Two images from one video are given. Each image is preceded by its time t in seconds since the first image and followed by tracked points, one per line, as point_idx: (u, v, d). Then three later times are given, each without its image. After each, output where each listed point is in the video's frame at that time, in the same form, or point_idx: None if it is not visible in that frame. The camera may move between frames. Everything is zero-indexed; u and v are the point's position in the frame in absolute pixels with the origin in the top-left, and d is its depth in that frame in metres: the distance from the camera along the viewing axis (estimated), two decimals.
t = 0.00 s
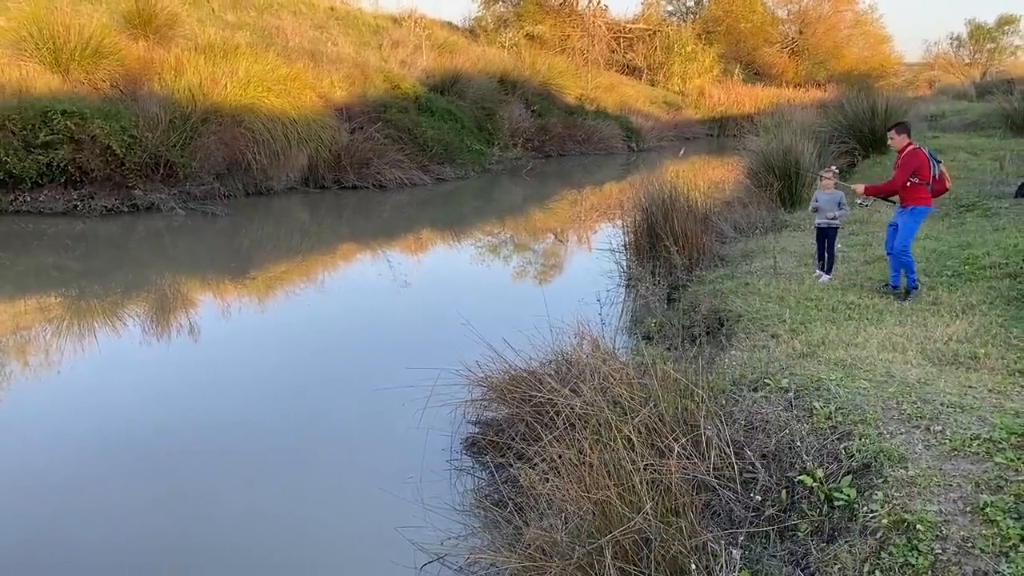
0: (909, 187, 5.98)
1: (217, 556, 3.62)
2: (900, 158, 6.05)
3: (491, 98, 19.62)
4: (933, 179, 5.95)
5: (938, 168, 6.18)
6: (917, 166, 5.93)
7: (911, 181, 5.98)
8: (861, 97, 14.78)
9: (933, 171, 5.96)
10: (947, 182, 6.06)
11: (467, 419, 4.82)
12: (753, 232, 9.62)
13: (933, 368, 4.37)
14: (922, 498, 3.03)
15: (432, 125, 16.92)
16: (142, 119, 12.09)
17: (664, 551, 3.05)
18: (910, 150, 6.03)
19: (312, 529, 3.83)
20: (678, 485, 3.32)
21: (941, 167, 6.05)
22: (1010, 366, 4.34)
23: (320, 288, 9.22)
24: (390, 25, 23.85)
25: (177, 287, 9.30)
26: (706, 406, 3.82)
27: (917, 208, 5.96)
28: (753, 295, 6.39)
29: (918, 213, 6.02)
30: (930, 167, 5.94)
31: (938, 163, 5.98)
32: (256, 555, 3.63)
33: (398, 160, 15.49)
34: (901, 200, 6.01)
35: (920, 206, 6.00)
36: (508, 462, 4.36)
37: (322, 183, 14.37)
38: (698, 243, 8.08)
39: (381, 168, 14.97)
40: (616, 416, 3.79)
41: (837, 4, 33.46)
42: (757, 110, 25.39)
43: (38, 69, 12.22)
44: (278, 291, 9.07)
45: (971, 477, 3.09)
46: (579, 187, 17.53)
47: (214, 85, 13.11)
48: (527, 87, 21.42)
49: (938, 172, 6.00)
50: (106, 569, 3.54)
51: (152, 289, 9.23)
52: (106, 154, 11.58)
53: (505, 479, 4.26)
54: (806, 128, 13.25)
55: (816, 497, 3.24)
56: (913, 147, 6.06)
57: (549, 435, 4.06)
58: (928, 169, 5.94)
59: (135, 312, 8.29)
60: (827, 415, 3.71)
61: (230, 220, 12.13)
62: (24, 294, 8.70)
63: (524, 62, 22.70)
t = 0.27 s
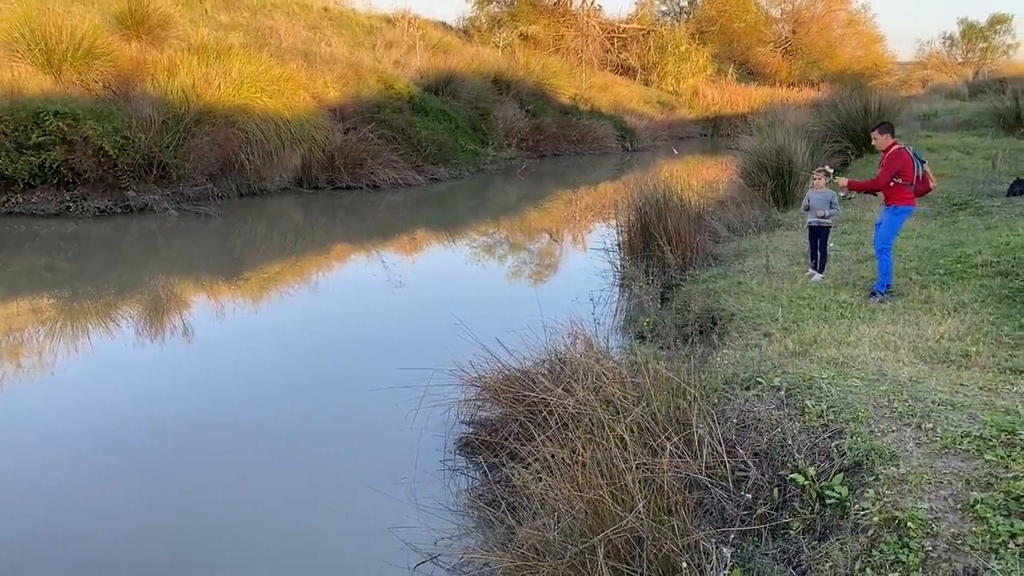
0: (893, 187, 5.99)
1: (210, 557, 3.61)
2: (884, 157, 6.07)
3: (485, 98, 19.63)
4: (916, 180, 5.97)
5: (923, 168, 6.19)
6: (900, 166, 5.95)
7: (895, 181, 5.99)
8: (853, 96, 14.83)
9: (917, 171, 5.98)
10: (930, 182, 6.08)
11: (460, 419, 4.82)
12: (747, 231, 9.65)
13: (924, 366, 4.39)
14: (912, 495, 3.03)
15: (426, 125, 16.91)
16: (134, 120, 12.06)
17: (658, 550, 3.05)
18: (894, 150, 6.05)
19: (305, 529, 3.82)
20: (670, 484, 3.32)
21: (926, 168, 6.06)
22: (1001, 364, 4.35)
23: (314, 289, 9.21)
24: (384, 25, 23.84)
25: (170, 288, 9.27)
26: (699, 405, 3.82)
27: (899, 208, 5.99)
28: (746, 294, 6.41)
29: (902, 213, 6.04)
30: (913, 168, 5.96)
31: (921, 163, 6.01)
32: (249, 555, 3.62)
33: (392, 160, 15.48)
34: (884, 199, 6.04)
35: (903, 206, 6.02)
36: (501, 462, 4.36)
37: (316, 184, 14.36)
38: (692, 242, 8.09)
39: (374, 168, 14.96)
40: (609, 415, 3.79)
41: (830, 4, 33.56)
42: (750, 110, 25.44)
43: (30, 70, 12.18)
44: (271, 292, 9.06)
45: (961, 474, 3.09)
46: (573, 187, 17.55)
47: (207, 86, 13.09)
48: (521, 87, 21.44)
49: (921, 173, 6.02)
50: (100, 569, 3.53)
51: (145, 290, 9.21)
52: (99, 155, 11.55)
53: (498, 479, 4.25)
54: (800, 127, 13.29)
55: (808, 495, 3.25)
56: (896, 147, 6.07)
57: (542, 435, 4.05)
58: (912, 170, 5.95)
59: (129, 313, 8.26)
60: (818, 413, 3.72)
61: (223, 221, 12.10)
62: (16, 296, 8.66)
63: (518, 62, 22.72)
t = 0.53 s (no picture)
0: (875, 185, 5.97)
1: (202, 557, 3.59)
2: (866, 155, 6.05)
3: (478, 96, 19.59)
4: (898, 177, 5.95)
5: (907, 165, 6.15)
6: (882, 164, 5.93)
7: (877, 178, 5.97)
8: (845, 93, 14.85)
9: (899, 168, 5.95)
10: (914, 178, 6.04)
11: (452, 417, 4.80)
12: (739, 228, 9.66)
13: (915, 362, 4.39)
14: (903, 491, 3.03)
15: (419, 123, 16.88)
16: (125, 119, 11.99)
17: (649, 547, 3.04)
18: (876, 147, 6.03)
19: (298, 529, 3.80)
20: (661, 481, 3.31)
21: (908, 164, 6.03)
22: (991, 359, 4.36)
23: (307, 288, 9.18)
24: (376, 23, 23.78)
25: (162, 288, 9.22)
26: (689, 402, 3.82)
27: (882, 205, 5.95)
28: (738, 291, 6.42)
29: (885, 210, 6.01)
30: (895, 165, 5.94)
31: (904, 160, 5.98)
32: (242, 555, 3.60)
33: (384, 159, 15.44)
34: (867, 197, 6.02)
35: (887, 204, 5.99)
36: (492, 461, 4.35)
37: (309, 183, 14.32)
38: (684, 239, 8.10)
39: (367, 167, 14.92)
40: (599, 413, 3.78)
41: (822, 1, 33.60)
42: (743, 107, 25.45)
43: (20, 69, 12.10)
44: (264, 291, 9.02)
45: (951, 470, 3.08)
46: (566, 184, 17.54)
47: (198, 85, 13.03)
48: (514, 85, 21.41)
49: (903, 170, 5.99)
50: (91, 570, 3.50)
51: (137, 290, 9.16)
52: (90, 155, 11.49)
53: (490, 477, 4.24)
54: (792, 124, 13.30)
55: (798, 491, 3.25)
56: (878, 144, 6.05)
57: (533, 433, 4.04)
58: (893, 167, 5.93)
59: (121, 313, 8.21)
60: (809, 409, 3.72)
61: (216, 221, 12.06)
62: (7, 297, 8.61)
63: (511, 60, 22.69)
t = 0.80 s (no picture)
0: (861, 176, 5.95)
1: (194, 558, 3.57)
2: (849, 148, 6.05)
3: (470, 92, 19.55)
4: (882, 168, 5.95)
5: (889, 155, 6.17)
6: (864, 156, 5.93)
7: (862, 170, 5.97)
8: (836, 87, 14.87)
9: (883, 159, 5.96)
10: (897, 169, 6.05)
11: (443, 414, 4.78)
12: (731, 223, 9.66)
13: (906, 355, 4.39)
14: (893, 484, 3.02)
15: (411, 120, 16.83)
16: (116, 117, 11.91)
17: (640, 542, 3.04)
18: (858, 140, 6.03)
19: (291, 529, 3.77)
20: (651, 477, 3.31)
21: (891, 155, 6.04)
22: (982, 352, 4.36)
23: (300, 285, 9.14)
24: (368, 19, 23.70)
25: (154, 286, 9.18)
26: (680, 397, 3.81)
27: (867, 197, 5.95)
28: (730, 286, 6.42)
29: (872, 202, 6.00)
30: (878, 156, 5.94)
31: (886, 151, 5.99)
32: (234, 557, 3.58)
33: (376, 155, 15.40)
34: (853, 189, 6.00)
35: (873, 195, 5.98)
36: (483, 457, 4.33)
37: (301, 180, 14.27)
38: (676, 234, 8.10)
39: (359, 164, 14.88)
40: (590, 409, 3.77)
41: None
42: (735, 102, 25.45)
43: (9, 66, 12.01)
44: (258, 289, 8.99)
45: (941, 463, 3.07)
46: (559, 180, 17.52)
47: (189, 82, 12.96)
48: (506, 81, 21.38)
49: (887, 161, 6.00)
50: (84, 573, 3.47)
51: (130, 289, 9.11)
52: (80, 152, 11.42)
53: (481, 474, 4.23)
54: (783, 118, 13.31)
55: (789, 485, 3.25)
56: (860, 137, 6.06)
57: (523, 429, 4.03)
58: (876, 158, 5.93)
59: (113, 312, 8.16)
60: (800, 403, 3.72)
61: (207, 219, 12.00)
62: None
63: (503, 56, 22.64)
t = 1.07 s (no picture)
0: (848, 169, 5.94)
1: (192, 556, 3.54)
2: (837, 140, 6.02)
3: (462, 86, 19.48)
4: (870, 162, 5.95)
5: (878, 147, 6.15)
6: (853, 149, 5.90)
7: (850, 163, 5.95)
8: (829, 79, 14.86)
9: (871, 152, 5.94)
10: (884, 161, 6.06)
11: (434, 408, 4.76)
12: (724, 215, 9.65)
13: (898, 346, 4.38)
14: (884, 476, 3.01)
15: (403, 114, 16.77)
16: (105, 113, 11.83)
17: (631, 535, 3.03)
18: (847, 132, 6.00)
19: (285, 526, 3.75)
20: (642, 470, 3.30)
21: (880, 148, 6.02)
22: (973, 343, 4.36)
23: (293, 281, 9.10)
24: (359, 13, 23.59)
25: (145, 283, 9.12)
26: (672, 390, 3.80)
27: (854, 189, 5.94)
28: (722, 278, 6.41)
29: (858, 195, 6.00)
30: (866, 149, 5.92)
31: (874, 144, 5.98)
32: (230, 554, 3.56)
33: (368, 150, 15.34)
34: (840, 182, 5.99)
35: (860, 188, 5.98)
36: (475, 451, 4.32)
37: (293, 175, 14.22)
38: (668, 227, 8.08)
39: (351, 158, 14.83)
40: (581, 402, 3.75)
41: None
42: (728, 94, 25.41)
43: None
44: (250, 285, 8.94)
45: (932, 454, 3.06)
46: (552, 174, 17.48)
47: (179, 77, 12.89)
48: (498, 74, 21.31)
49: (875, 154, 5.99)
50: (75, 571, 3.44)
51: (121, 285, 9.06)
52: (70, 149, 11.34)
53: (473, 468, 4.22)
54: (776, 110, 13.29)
55: (780, 477, 3.24)
56: (849, 129, 6.02)
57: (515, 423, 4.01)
58: (865, 152, 5.91)
59: (104, 308, 8.11)
60: (792, 395, 3.72)
61: (199, 215, 11.94)
62: None
63: (495, 49, 22.57)
